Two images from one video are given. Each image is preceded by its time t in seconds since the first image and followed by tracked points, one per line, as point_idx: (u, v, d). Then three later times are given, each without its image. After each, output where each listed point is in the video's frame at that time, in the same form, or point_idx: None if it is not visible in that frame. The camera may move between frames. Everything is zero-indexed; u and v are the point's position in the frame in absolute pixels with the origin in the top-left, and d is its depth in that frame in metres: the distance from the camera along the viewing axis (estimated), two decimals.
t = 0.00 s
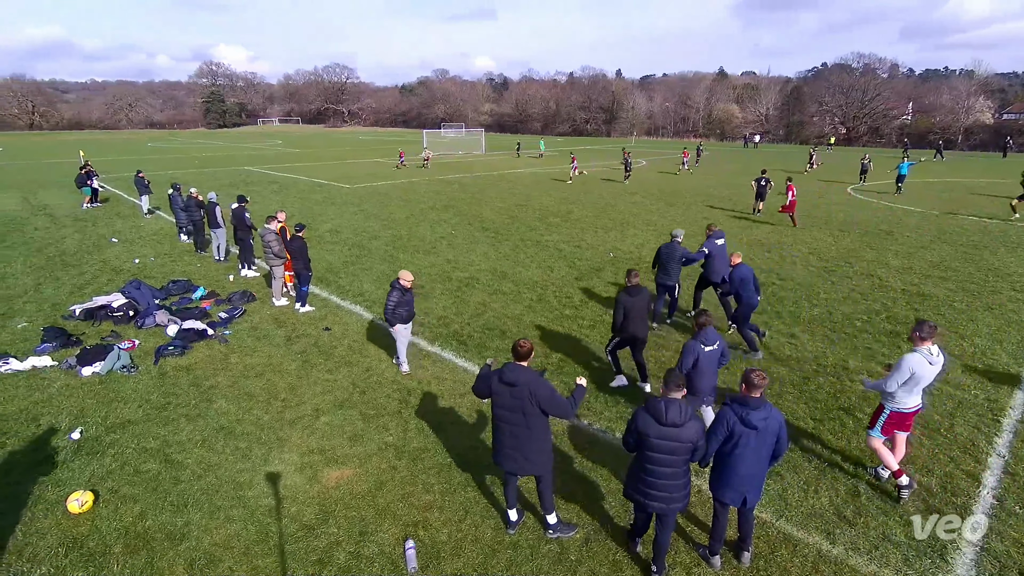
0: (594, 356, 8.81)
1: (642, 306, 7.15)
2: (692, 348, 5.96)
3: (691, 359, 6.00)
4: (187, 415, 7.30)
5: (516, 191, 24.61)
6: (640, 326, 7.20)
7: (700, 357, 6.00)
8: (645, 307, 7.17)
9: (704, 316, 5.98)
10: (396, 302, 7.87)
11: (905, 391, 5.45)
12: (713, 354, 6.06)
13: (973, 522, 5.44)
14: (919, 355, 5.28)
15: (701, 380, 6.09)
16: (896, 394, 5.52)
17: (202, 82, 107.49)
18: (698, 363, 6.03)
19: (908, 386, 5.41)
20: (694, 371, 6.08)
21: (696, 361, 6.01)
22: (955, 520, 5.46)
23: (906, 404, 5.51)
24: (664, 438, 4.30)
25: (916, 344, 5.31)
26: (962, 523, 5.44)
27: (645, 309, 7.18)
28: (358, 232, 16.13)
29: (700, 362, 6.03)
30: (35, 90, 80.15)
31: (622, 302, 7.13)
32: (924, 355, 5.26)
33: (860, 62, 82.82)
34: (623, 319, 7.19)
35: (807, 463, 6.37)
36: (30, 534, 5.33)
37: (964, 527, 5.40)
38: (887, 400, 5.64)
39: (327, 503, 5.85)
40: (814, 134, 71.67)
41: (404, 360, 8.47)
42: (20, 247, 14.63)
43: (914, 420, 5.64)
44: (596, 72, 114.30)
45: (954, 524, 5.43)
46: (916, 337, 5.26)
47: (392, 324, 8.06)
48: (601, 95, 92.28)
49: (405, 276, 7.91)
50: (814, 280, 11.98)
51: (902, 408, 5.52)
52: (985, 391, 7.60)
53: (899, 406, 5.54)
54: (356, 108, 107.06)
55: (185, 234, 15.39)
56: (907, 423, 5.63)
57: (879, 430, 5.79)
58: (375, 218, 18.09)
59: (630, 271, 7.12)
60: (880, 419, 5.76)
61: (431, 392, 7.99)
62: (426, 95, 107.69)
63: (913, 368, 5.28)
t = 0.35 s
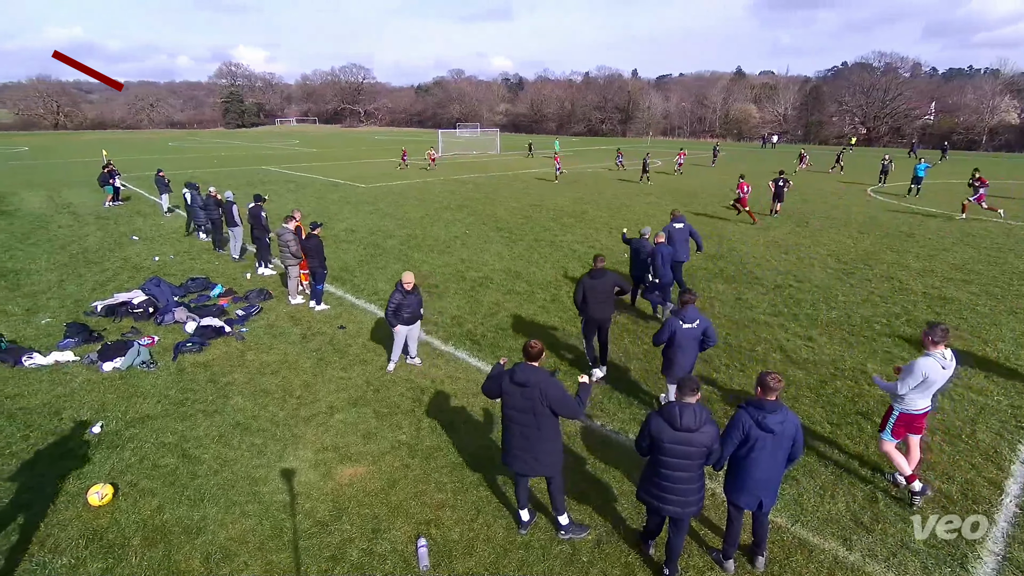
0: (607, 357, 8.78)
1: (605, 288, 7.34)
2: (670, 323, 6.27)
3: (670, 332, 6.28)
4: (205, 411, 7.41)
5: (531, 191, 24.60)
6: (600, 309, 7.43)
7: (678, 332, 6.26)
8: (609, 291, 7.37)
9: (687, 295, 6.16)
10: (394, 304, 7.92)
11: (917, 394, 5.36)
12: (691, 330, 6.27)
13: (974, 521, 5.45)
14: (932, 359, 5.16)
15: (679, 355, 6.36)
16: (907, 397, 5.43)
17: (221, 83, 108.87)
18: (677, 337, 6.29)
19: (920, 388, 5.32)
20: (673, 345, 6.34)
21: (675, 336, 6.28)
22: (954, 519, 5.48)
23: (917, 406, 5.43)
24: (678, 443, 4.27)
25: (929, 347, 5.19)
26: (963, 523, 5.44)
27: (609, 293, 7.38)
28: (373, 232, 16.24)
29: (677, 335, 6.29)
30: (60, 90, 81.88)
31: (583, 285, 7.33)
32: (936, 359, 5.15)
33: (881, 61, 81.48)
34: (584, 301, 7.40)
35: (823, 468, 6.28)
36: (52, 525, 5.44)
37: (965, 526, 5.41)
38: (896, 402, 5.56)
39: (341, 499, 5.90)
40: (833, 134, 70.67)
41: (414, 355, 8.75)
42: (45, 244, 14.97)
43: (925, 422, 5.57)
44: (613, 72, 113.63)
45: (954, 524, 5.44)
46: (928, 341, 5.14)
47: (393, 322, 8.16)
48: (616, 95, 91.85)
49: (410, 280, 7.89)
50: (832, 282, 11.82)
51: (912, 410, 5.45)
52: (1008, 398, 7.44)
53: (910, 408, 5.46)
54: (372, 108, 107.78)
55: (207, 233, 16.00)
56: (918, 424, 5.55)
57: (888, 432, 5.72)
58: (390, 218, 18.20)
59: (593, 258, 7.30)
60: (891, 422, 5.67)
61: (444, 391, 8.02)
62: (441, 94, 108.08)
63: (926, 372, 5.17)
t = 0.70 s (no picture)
0: (621, 358, 8.75)
1: (573, 291, 7.66)
2: (660, 322, 6.56)
3: (664, 329, 6.58)
4: (223, 407, 7.52)
5: (546, 191, 24.56)
6: (568, 311, 7.74)
7: (670, 327, 6.58)
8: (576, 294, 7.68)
9: (660, 302, 6.72)
10: (390, 304, 7.86)
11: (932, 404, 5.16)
12: (680, 323, 6.61)
13: (974, 520, 5.45)
14: (943, 367, 5.04)
15: (678, 348, 6.64)
16: (921, 408, 5.23)
17: (240, 83, 110.31)
18: (671, 332, 6.58)
19: (935, 398, 5.12)
20: (668, 342, 6.60)
21: (671, 331, 6.57)
22: (954, 519, 5.47)
23: (928, 416, 5.24)
24: (693, 446, 4.24)
25: (938, 355, 5.05)
26: (963, 522, 5.44)
27: (576, 295, 7.67)
28: (389, 231, 16.36)
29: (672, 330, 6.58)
30: (85, 91, 83.61)
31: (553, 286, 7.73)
32: (948, 367, 5.03)
33: (904, 60, 79.97)
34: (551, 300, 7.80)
35: (840, 473, 6.18)
36: (75, 516, 5.56)
37: (965, 526, 5.40)
38: (906, 415, 5.36)
39: (355, 496, 5.95)
40: (854, 134, 69.55)
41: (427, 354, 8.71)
42: (69, 242, 15.29)
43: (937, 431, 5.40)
44: (629, 72, 113.11)
45: (954, 524, 5.44)
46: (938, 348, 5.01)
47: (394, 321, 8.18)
48: (632, 94, 91.35)
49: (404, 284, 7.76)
50: (851, 284, 11.65)
51: (924, 420, 5.24)
52: None
53: (924, 419, 5.25)
54: (388, 108, 108.48)
55: (225, 229, 16.27)
56: (932, 436, 5.36)
57: (899, 445, 5.44)
58: (405, 217, 18.31)
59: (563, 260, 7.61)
60: (904, 436, 5.40)
61: (458, 390, 8.05)
62: (457, 94, 108.35)
63: (940, 380, 5.02)
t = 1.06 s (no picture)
0: (633, 360, 8.72)
1: (539, 268, 8.17)
2: (645, 319, 6.69)
3: (649, 326, 6.71)
4: (238, 403, 7.61)
5: (561, 191, 24.52)
6: (534, 285, 8.25)
7: (654, 323, 6.72)
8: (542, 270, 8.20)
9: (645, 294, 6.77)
10: (400, 307, 7.77)
11: (939, 414, 5.04)
12: (662, 318, 6.77)
13: (974, 519, 5.45)
14: (951, 377, 4.92)
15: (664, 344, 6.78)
16: (928, 419, 5.10)
17: (257, 83, 111.58)
18: (657, 328, 6.73)
19: (944, 408, 5.00)
20: (654, 338, 6.76)
21: (655, 327, 6.72)
22: (954, 519, 5.46)
23: (936, 427, 5.10)
24: (707, 449, 4.21)
25: (946, 365, 4.94)
26: (963, 522, 5.43)
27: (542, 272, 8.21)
28: (403, 230, 16.44)
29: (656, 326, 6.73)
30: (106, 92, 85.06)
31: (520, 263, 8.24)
32: (956, 379, 4.90)
33: (926, 59, 78.51)
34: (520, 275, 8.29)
35: (856, 478, 6.10)
36: (94, 509, 5.66)
37: (965, 526, 5.39)
38: (913, 426, 5.23)
39: (367, 494, 5.99)
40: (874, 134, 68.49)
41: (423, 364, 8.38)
42: (90, 239, 15.57)
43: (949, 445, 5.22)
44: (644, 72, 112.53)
45: (954, 524, 5.43)
46: (945, 358, 4.90)
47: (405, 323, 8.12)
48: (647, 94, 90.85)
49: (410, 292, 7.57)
50: (869, 287, 11.47)
51: (932, 433, 5.09)
52: None
53: (933, 432, 5.10)
54: (403, 108, 109.02)
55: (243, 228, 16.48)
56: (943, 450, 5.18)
57: (913, 460, 5.28)
58: (419, 216, 18.38)
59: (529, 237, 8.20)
60: (915, 450, 5.24)
61: (470, 390, 8.07)
62: (471, 95, 108.60)
63: (946, 390, 4.92)
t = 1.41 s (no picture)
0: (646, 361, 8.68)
1: (503, 280, 8.18)
2: (629, 308, 6.76)
3: (631, 317, 6.79)
4: (253, 400, 7.70)
5: (575, 191, 24.47)
6: (500, 297, 8.25)
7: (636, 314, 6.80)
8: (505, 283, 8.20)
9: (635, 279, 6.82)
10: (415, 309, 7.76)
11: (953, 424, 4.94)
12: (646, 310, 6.83)
13: (974, 520, 5.45)
14: (963, 388, 4.78)
15: (640, 334, 6.95)
16: (941, 430, 5.01)
17: (275, 83, 112.80)
18: (638, 319, 6.84)
19: (957, 419, 4.90)
20: (632, 327, 6.91)
21: (637, 318, 6.82)
22: (956, 519, 5.47)
23: (949, 437, 5.01)
24: (722, 451, 4.18)
25: (958, 374, 4.80)
26: (963, 523, 5.43)
27: (505, 284, 8.21)
28: (417, 230, 16.51)
29: (637, 317, 6.83)
30: (128, 92, 86.46)
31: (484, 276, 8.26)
32: (969, 388, 4.77)
33: (948, 58, 77.10)
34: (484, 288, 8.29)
35: (873, 484, 6.01)
36: (112, 503, 5.76)
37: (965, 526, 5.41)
38: (925, 436, 5.14)
39: (380, 492, 6.02)
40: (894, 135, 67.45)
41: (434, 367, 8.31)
42: (111, 237, 15.84)
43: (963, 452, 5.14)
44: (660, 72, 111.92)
45: (955, 524, 5.43)
46: (958, 367, 4.76)
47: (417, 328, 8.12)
48: (663, 94, 90.33)
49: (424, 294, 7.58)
50: (888, 289, 11.30)
51: (945, 443, 5.01)
52: None
53: (946, 442, 5.02)
54: (418, 108, 109.57)
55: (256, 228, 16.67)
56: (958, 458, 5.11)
57: (928, 469, 5.20)
58: (434, 216, 18.46)
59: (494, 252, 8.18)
60: (929, 459, 5.16)
61: (482, 389, 8.09)
62: (486, 95, 108.82)
63: (959, 401, 4.80)
